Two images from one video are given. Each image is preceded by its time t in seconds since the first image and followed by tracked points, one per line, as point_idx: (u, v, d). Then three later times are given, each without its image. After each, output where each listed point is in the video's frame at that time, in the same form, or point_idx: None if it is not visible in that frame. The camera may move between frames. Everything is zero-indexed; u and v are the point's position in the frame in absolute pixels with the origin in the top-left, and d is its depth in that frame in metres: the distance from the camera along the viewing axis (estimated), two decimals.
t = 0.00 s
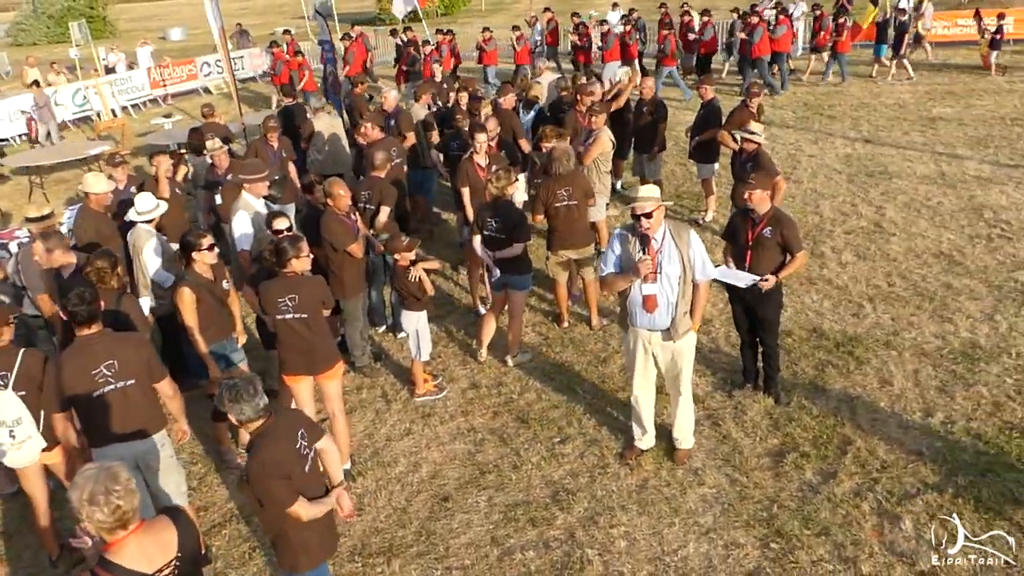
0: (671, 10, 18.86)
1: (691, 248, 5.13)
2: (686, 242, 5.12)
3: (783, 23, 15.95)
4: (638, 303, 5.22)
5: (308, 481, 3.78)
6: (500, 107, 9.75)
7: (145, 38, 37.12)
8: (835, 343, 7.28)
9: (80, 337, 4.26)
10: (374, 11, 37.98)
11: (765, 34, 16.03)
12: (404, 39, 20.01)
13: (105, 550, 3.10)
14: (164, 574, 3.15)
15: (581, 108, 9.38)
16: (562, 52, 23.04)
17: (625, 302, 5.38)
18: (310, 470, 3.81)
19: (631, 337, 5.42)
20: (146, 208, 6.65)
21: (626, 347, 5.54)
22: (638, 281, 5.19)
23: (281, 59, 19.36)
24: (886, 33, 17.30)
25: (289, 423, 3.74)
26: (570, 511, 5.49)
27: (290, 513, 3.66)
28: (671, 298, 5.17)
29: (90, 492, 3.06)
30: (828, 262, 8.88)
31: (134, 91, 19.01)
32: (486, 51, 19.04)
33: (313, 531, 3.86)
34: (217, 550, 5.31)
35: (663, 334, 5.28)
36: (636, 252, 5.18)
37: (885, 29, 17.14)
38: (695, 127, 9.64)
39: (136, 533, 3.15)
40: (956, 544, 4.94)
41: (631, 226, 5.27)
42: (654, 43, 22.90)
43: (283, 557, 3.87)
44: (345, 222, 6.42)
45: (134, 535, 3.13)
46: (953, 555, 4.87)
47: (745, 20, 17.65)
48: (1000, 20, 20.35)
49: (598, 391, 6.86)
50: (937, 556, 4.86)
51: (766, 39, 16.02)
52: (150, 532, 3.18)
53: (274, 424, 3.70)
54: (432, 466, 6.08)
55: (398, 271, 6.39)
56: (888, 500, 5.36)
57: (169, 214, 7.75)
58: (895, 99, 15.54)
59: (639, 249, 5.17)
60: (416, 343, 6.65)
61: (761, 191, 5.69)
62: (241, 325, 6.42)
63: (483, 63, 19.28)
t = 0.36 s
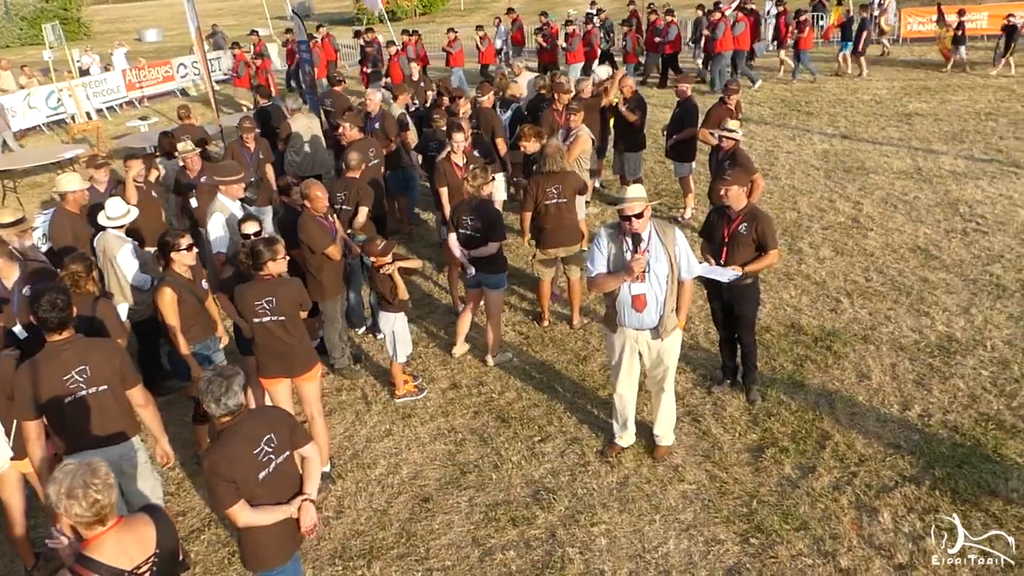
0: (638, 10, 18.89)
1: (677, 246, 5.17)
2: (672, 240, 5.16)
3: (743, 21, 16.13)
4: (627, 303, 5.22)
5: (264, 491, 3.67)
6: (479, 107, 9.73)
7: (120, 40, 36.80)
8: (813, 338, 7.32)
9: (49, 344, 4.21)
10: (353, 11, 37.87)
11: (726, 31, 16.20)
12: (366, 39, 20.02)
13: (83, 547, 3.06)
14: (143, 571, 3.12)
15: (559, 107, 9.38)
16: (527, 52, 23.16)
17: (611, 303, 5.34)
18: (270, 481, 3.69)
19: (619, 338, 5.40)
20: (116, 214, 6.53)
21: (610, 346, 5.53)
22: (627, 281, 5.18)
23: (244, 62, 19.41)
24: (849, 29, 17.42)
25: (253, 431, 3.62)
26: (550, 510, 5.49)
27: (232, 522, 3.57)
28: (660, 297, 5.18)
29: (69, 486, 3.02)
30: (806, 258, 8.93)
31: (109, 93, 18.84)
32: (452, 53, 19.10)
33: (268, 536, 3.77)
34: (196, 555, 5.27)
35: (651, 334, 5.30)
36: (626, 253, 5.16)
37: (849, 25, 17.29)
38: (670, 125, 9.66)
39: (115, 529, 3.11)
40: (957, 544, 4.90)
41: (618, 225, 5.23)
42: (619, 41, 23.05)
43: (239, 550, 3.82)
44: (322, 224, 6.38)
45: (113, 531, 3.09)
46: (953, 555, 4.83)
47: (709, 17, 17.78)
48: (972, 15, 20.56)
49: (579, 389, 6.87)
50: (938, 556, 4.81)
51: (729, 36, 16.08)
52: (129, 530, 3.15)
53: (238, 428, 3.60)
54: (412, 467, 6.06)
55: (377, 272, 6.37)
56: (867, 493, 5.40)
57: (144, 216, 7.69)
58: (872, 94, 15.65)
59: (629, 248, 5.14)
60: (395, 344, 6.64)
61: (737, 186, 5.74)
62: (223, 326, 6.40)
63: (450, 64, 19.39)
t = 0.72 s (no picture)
0: (605, 9, 19.11)
1: (661, 244, 5.16)
2: (656, 239, 5.15)
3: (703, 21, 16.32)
4: (612, 302, 5.21)
5: (206, 489, 3.69)
6: (456, 105, 9.71)
7: (95, 36, 36.40)
8: (790, 335, 7.37)
9: (20, 346, 4.18)
10: (330, 8, 37.69)
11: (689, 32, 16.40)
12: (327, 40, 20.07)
13: (60, 542, 3.03)
14: (117, 570, 3.06)
15: (535, 105, 9.37)
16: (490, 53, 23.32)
17: (596, 303, 5.33)
18: (215, 482, 3.70)
19: (601, 335, 5.38)
20: (85, 214, 6.46)
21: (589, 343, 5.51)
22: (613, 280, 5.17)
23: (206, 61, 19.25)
24: (813, 28, 17.48)
25: (206, 433, 3.62)
26: (529, 508, 5.49)
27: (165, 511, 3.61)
28: (645, 295, 5.19)
29: (44, 479, 3.00)
30: (782, 255, 9.00)
31: (82, 91, 18.61)
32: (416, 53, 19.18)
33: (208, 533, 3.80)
34: (171, 558, 5.21)
35: (635, 331, 5.31)
36: (609, 254, 5.14)
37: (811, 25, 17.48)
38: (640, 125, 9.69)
39: (92, 525, 3.07)
40: (954, 543, 4.89)
41: (602, 225, 5.20)
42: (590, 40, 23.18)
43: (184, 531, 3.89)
44: (298, 223, 6.33)
45: (89, 527, 3.05)
46: (952, 554, 4.82)
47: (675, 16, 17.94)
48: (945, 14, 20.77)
49: (557, 387, 6.88)
50: (938, 557, 4.80)
51: (690, 37, 16.41)
52: (106, 526, 3.10)
53: (195, 421, 3.63)
54: (390, 467, 6.04)
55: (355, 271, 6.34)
56: (843, 488, 5.44)
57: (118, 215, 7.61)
58: (846, 93, 15.78)
59: (613, 250, 5.13)
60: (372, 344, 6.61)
61: (715, 185, 5.77)
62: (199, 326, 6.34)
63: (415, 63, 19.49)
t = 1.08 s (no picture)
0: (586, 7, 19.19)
1: (659, 244, 5.16)
2: (654, 238, 5.14)
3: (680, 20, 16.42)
4: (605, 298, 5.23)
5: (155, 490, 3.67)
6: (448, 103, 9.71)
7: (88, 33, 36.30)
8: (781, 331, 7.40)
9: (13, 340, 4.20)
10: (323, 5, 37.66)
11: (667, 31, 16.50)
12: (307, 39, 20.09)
13: (49, 534, 3.05)
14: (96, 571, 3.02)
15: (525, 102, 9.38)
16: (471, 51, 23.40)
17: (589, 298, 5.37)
18: (164, 485, 3.67)
19: (595, 330, 5.40)
20: (73, 208, 6.40)
21: (584, 339, 5.53)
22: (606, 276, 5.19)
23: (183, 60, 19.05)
24: (792, 30, 17.43)
25: (160, 432, 3.62)
26: (521, 503, 5.51)
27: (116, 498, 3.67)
28: (638, 293, 5.19)
29: (30, 469, 3.03)
30: (774, 251, 9.03)
31: (74, 87, 18.54)
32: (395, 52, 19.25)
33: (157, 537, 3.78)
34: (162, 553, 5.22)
35: (628, 328, 5.32)
36: (605, 251, 5.17)
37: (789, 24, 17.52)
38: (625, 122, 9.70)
39: (80, 521, 3.06)
40: (953, 542, 4.88)
41: (600, 222, 5.21)
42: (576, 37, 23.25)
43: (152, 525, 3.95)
44: (292, 219, 6.34)
45: (76, 522, 3.05)
46: (951, 553, 4.81)
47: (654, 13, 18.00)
48: (935, 12, 20.86)
49: (549, 382, 6.90)
50: (938, 556, 4.78)
51: (669, 35, 16.51)
52: (94, 524, 3.08)
53: (157, 418, 3.65)
54: (383, 463, 6.05)
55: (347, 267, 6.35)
56: (834, 483, 5.47)
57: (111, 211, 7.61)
58: (838, 90, 15.84)
59: (608, 247, 5.17)
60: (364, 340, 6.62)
61: (708, 183, 5.79)
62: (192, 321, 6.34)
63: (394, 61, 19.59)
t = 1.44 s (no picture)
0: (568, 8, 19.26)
1: (656, 243, 5.15)
2: (652, 238, 5.14)
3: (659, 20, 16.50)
4: (599, 294, 5.26)
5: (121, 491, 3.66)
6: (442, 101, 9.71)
7: (82, 29, 36.18)
8: (774, 330, 7.44)
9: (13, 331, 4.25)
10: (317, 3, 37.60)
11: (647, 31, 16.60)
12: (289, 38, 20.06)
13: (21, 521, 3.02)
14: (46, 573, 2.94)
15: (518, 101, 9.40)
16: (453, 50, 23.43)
17: (585, 293, 5.38)
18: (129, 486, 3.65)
19: (590, 326, 5.43)
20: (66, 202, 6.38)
21: (579, 337, 5.57)
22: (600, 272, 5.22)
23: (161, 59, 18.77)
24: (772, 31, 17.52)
25: (131, 430, 3.62)
26: (514, 501, 5.52)
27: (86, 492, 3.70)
28: (632, 291, 5.20)
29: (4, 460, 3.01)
30: (767, 250, 9.06)
31: (69, 83, 18.52)
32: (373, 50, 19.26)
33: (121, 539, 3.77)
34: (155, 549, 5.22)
35: (621, 326, 5.32)
36: (602, 244, 5.18)
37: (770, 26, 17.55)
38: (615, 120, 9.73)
39: (49, 519, 2.99)
40: (953, 542, 4.89)
41: (599, 218, 5.23)
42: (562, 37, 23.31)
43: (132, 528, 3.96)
44: (288, 215, 6.34)
45: (44, 519, 2.98)
46: (951, 553, 4.82)
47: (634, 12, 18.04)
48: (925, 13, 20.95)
49: (543, 380, 6.92)
50: (937, 556, 4.80)
51: (649, 36, 16.61)
52: (59, 525, 2.99)
53: (135, 416, 3.65)
54: (376, 460, 6.06)
55: (341, 264, 6.35)
56: (825, 481, 5.50)
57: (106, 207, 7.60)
58: (831, 90, 15.89)
59: (605, 241, 5.17)
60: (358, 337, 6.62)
61: (704, 182, 5.80)
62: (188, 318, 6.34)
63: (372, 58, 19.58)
